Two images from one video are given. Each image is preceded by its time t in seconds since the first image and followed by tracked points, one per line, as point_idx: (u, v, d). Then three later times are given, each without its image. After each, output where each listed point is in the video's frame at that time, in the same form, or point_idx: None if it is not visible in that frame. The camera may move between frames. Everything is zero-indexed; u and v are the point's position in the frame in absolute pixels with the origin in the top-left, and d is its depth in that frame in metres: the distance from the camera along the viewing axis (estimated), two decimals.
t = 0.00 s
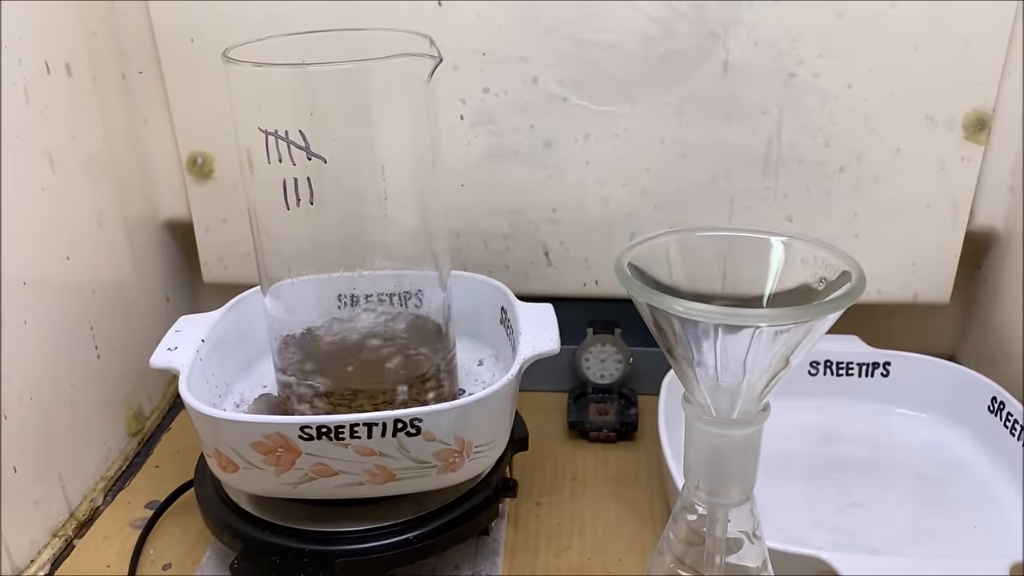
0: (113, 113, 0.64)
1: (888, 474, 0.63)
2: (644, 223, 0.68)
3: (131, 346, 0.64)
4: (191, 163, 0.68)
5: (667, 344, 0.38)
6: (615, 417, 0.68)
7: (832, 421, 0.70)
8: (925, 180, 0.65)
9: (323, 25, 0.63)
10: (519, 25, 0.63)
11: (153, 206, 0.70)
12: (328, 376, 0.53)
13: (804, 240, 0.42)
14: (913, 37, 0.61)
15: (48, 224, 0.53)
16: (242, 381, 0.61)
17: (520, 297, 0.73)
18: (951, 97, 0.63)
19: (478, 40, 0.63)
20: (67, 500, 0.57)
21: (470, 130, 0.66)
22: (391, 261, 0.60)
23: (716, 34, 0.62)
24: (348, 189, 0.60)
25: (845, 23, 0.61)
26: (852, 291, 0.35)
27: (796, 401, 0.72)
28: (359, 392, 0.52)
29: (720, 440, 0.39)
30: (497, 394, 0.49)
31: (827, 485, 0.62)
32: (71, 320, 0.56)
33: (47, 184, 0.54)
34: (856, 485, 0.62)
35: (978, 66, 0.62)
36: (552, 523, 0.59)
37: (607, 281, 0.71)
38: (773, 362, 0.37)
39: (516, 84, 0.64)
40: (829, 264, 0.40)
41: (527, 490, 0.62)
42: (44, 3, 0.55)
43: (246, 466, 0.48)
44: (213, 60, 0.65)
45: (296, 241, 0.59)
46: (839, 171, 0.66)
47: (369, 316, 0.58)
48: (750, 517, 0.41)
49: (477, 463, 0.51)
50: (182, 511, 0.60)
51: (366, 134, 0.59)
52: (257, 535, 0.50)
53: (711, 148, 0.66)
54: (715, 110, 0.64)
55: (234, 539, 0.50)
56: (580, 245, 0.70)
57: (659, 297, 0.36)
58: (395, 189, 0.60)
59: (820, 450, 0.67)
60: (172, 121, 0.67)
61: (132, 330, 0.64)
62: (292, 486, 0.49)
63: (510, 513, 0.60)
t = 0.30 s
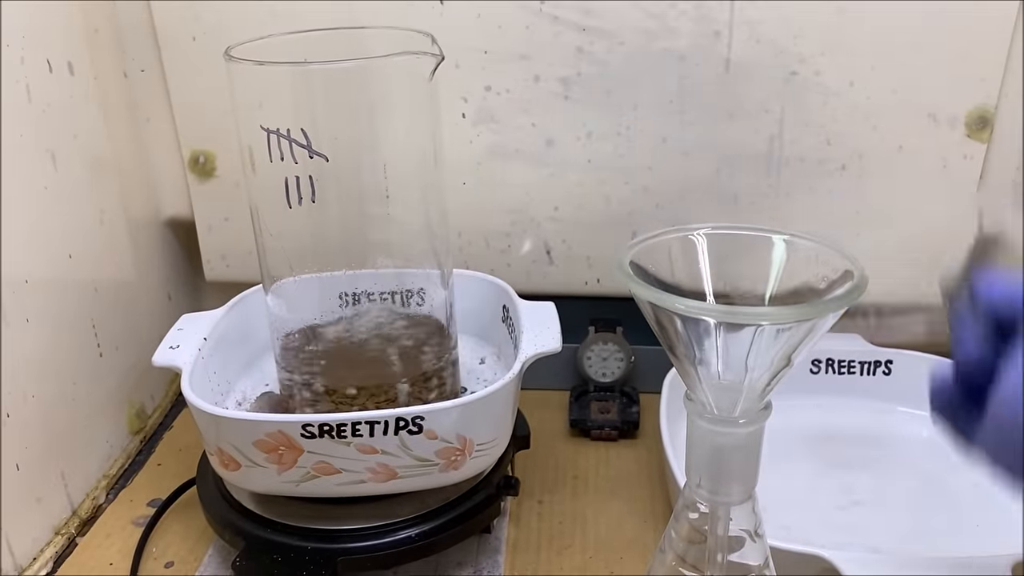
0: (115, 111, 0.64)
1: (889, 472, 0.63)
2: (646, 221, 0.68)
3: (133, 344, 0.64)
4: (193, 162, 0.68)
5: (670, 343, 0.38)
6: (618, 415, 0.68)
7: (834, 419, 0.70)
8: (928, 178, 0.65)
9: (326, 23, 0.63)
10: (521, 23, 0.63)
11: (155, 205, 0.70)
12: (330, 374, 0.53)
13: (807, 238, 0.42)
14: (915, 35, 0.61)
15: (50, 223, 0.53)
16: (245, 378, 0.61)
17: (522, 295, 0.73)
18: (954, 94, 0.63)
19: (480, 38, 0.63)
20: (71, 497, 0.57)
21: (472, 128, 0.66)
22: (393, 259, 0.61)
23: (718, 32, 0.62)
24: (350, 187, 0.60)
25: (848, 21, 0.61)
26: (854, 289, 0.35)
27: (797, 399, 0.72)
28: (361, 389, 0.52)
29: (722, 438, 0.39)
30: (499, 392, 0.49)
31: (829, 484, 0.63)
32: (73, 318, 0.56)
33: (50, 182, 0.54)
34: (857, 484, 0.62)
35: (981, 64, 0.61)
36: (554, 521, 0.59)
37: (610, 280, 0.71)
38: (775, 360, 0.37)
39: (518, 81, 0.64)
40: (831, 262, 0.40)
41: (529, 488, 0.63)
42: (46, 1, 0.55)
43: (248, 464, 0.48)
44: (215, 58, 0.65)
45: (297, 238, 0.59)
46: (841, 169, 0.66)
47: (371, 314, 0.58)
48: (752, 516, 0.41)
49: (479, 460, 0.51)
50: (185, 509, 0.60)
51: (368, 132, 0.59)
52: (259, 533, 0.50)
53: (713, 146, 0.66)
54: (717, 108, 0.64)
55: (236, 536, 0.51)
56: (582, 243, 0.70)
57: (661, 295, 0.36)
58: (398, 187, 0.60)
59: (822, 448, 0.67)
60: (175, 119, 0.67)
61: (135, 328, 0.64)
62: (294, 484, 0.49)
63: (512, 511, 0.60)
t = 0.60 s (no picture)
0: (116, 110, 0.64)
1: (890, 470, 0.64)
2: (647, 220, 0.68)
3: (135, 343, 0.64)
4: (194, 160, 0.68)
5: (671, 341, 0.38)
6: (619, 414, 0.68)
7: (835, 418, 0.70)
8: (929, 177, 0.65)
9: (327, 22, 0.63)
10: (522, 22, 0.63)
11: (157, 204, 0.70)
12: (331, 373, 0.53)
13: (809, 238, 0.42)
14: (916, 34, 0.61)
15: (51, 221, 0.54)
16: (246, 377, 0.61)
17: (523, 294, 0.73)
18: (955, 93, 0.62)
19: (481, 36, 0.63)
20: (72, 496, 0.57)
21: (473, 127, 0.66)
22: (394, 258, 0.61)
23: (720, 31, 0.62)
24: (351, 186, 0.60)
25: (849, 20, 0.61)
26: (856, 287, 0.35)
27: (798, 398, 0.72)
28: (362, 388, 0.52)
29: (723, 437, 0.39)
30: (501, 391, 0.49)
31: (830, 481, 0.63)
32: (75, 317, 0.56)
33: (52, 181, 0.54)
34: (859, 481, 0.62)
35: (982, 62, 0.61)
36: (555, 520, 0.59)
37: (611, 278, 0.71)
38: (777, 359, 0.37)
39: (519, 80, 0.64)
40: (833, 262, 0.40)
41: (530, 487, 0.63)
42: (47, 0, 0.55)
43: (249, 463, 0.48)
44: (216, 57, 0.65)
45: (298, 237, 0.59)
46: (842, 167, 0.66)
47: (372, 312, 0.58)
48: (754, 515, 0.41)
49: (480, 459, 0.51)
50: (186, 507, 0.60)
51: (369, 131, 0.59)
52: (261, 531, 0.50)
53: (714, 144, 0.65)
54: (719, 107, 0.64)
55: (238, 535, 0.51)
56: (583, 242, 0.70)
57: (662, 293, 0.36)
58: (399, 186, 0.61)
59: (823, 446, 0.67)
60: (176, 118, 0.67)
61: (136, 327, 0.64)
62: (295, 483, 0.49)
63: (513, 510, 0.60)
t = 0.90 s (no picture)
0: (118, 110, 0.64)
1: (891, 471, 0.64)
2: (648, 219, 0.68)
3: (135, 342, 0.64)
4: (195, 160, 0.68)
5: (671, 341, 0.38)
6: (620, 414, 0.68)
7: (836, 418, 0.70)
8: (931, 176, 0.65)
9: (328, 22, 0.63)
10: (523, 21, 0.62)
11: (157, 203, 0.70)
12: (332, 372, 0.53)
13: (809, 237, 0.42)
14: (917, 34, 0.61)
15: (52, 220, 0.53)
16: (247, 377, 0.61)
17: (524, 294, 0.73)
18: (956, 93, 0.62)
19: (482, 36, 0.63)
20: (72, 496, 0.57)
21: (474, 126, 0.66)
22: (394, 258, 0.61)
23: (720, 30, 0.62)
24: (352, 186, 0.60)
25: (850, 19, 0.61)
26: (857, 287, 0.35)
27: (799, 398, 0.72)
28: (362, 387, 0.52)
29: (724, 437, 0.39)
30: (501, 391, 0.49)
31: (831, 481, 0.63)
32: (75, 317, 0.56)
33: (53, 181, 0.54)
34: (859, 482, 0.62)
35: (983, 62, 0.61)
36: (556, 519, 0.59)
37: (612, 278, 0.71)
38: (777, 359, 0.37)
39: (520, 80, 0.64)
40: (834, 261, 0.40)
41: (531, 486, 0.63)
42: None
43: (250, 463, 0.48)
44: (217, 56, 0.65)
45: (297, 236, 0.59)
46: (843, 166, 0.66)
47: (373, 311, 0.58)
48: (755, 514, 0.41)
49: (481, 459, 0.51)
50: (187, 507, 0.60)
51: (369, 130, 0.59)
52: (262, 531, 0.50)
53: (715, 144, 0.65)
54: (720, 107, 0.64)
55: (238, 534, 0.51)
56: (584, 241, 0.70)
57: (662, 293, 0.36)
58: (400, 185, 0.61)
59: (824, 446, 0.67)
60: (176, 118, 0.67)
61: (136, 327, 0.64)
62: (296, 482, 0.49)
63: (514, 509, 0.60)
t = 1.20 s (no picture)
0: (118, 110, 0.64)
1: (892, 470, 0.64)
2: (649, 219, 0.68)
3: (136, 342, 0.64)
4: (195, 159, 0.68)
5: (672, 341, 0.38)
6: (620, 413, 0.68)
7: (837, 417, 0.70)
8: (932, 175, 0.65)
9: (328, 21, 0.63)
10: (524, 20, 0.62)
11: (158, 203, 0.70)
12: (332, 372, 0.53)
13: (810, 237, 0.42)
14: (918, 34, 0.61)
15: (51, 220, 0.53)
16: (247, 377, 0.61)
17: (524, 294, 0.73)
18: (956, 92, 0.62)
19: (483, 35, 0.63)
20: (73, 496, 0.57)
21: (474, 126, 0.66)
22: (394, 258, 0.61)
23: (721, 30, 0.62)
24: (353, 186, 0.60)
25: (851, 18, 0.61)
26: (857, 287, 0.35)
27: (800, 398, 0.71)
28: (363, 388, 0.52)
29: (724, 436, 0.39)
30: (501, 391, 0.49)
31: (831, 481, 0.63)
32: (76, 316, 0.56)
33: (53, 181, 0.54)
34: (860, 482, 0.62)
35: (984, 61, 0.61)
36: (556, 519, 0.59)
37: (612, 277, 0.71)
38: (778, 359, 0.37)
39: (520, 80, 0.64)
40: (835, 261, 0.40)
41: (531, 486, 0.63)
42: None
43: (250, 463, 0.48)
44: (217, 56, 0.65)
45: (296, 235, 0.59)
46: (844, 166, 0.65)
47: (374, 311, 0.58)
48: (755, 514, 0.41)
49: (481, 459, 0.51)
50: (187, 507, 0.60)
51: (370, 130, 0.59)
52: (262, 531, 0.50)
53: (716, 144, 0.65)
54: (720, 106, 0.64)
55: (239, 534, 0.51)
56: (584, 241, 0.70)
57: (662, 293, 0.36)
58: (400, 185, 0.61)
59: (825, 446, 0.67)
60: (177, 118, 0.67)
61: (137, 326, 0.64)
62: (297, 482, 0.49)
63: (514, 509, 0.60)
